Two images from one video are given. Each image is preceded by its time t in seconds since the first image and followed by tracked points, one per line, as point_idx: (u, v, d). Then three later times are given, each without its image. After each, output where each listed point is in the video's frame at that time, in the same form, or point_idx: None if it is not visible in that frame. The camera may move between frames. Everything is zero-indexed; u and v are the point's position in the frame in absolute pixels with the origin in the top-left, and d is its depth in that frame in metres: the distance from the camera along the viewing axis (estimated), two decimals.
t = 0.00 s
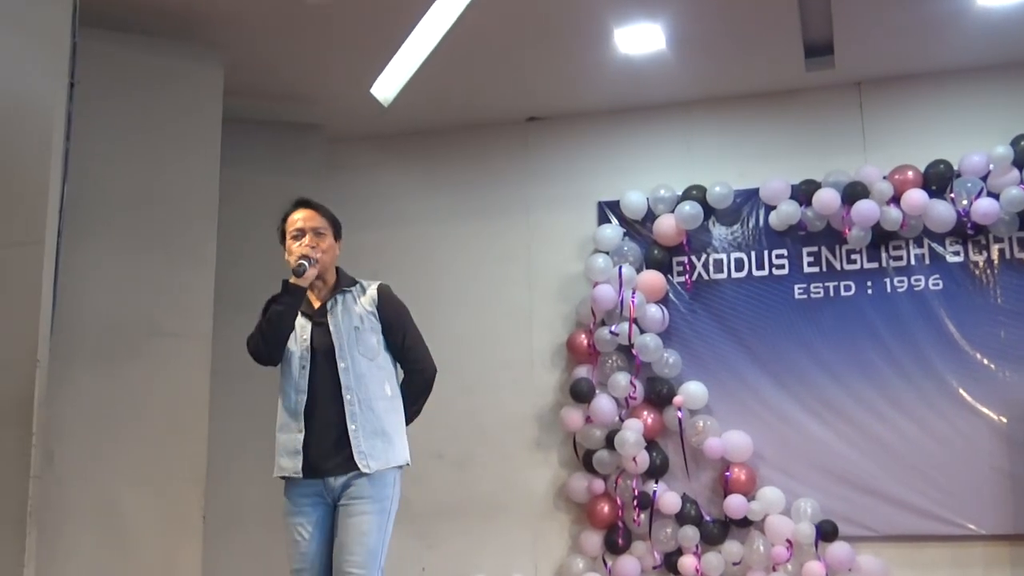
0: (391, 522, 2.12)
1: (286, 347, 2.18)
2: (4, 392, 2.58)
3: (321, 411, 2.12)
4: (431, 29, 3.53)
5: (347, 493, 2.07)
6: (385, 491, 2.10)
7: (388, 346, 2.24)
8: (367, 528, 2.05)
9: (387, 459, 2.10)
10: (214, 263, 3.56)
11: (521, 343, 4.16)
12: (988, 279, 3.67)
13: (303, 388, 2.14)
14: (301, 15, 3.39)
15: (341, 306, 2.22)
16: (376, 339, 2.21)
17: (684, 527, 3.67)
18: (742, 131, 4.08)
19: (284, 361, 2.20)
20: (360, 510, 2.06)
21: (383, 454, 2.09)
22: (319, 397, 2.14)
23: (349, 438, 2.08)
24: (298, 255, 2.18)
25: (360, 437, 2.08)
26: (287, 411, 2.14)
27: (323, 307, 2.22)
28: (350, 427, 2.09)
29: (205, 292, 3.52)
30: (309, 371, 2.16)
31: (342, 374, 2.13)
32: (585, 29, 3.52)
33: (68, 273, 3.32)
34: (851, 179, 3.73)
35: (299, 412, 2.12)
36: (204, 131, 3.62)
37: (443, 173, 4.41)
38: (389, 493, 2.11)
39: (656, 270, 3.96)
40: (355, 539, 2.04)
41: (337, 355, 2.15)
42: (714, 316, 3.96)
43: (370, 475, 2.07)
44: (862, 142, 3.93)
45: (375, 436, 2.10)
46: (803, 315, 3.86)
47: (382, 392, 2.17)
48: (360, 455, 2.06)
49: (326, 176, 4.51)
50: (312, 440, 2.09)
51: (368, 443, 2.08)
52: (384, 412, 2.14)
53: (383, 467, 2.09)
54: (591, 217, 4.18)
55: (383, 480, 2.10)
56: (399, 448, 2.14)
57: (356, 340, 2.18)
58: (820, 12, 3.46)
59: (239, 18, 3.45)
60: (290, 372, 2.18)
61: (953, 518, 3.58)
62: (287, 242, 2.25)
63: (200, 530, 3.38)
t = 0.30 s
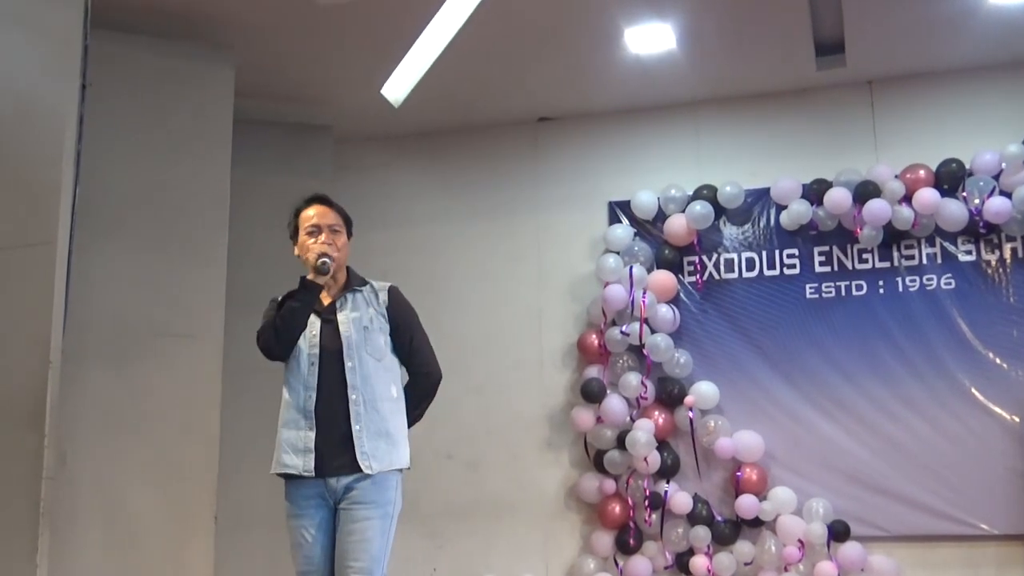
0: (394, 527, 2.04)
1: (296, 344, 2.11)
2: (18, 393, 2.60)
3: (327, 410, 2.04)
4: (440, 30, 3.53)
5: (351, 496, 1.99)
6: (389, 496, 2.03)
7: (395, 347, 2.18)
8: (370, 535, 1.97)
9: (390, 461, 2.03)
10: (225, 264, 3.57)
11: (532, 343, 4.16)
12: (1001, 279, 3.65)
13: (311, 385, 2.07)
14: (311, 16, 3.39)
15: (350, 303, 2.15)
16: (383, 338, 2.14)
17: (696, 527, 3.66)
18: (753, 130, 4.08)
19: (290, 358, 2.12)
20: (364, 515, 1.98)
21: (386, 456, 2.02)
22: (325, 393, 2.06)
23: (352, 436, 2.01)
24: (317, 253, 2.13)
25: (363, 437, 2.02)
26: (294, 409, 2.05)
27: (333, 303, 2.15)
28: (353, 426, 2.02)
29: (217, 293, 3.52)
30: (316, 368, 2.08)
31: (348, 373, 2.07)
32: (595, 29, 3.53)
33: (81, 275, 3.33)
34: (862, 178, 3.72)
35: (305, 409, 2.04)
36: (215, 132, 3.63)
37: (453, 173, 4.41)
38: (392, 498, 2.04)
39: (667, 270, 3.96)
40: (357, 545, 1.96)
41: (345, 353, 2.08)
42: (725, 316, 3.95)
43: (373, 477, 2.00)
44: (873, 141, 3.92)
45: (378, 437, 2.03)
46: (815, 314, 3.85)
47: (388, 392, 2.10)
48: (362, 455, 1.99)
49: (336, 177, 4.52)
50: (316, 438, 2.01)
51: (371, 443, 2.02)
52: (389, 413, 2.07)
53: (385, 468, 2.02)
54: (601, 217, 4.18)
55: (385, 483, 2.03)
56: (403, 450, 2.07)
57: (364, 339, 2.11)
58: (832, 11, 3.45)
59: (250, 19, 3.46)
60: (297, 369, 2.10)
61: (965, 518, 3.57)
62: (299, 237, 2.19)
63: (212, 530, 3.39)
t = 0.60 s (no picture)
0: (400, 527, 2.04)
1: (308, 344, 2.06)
2: (25, 393, 2.61)
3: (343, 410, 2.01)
4: (444, 30, 3.53)
5: (360, 498, 1.98)
6: (397, 497, 2.02)
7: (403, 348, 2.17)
8: (380, 536, 1.97)
9: (401, 463, 2.01)
10: (230, 264, 3.57)
11: (538, 343, 4.16)
12: (1008, 279, 3.64)
13: (324, 384, 2.03)
14: (316, 16, 3.39)
15: (362, 303, 2.13)
16: (394, 339, 2.13)
17: (702, 527, 3.66)
18: (758, 130, 4.07)
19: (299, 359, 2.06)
20: (375, 517, 1.97)
21: (397, 458, 2.01)
22: (338, 391, 2.03)
23: (366, 435, 1.99)
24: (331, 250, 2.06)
25: (376, 437, 1.99)
26: (306, 407, 2.02)
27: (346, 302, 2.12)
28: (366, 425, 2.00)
29: (222, 293, 3.53)
30: (331, 365, 2.04)
31: (362, 373, 2.04)
32: (599, 29, 3.52)
33: (87, 274, 3.34)
34: (868, 178, 3.72)
35: (317, 409, 2.01)
36: (220, 132, 3.64)
37: (459, 173, 4.42)
38: (400, 499, 2.03)
39: (672, 269, 3.96)
40: (367, 547, 1.96)
41: (358, 354, 2.05)
42: (731, 315, 3.95)
43: (383, 479, 1.99)
44: (880, 140, 3.92)
45: (390, 438, 2.01)
46: (820, 314, 3.85)
47: (398, 393, 2.09)
48: (375, 456, 1.97)
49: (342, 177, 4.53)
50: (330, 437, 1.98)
51: (383, 444, 2.00)
52: (399, 414, 2.06)
53: (396, 470, 2.00)
54: (607, 216, 4.18)
55: (394, 485, 2.01)
56: (411, 452, 2.06)
57: (377, 339, 2.09)
58: (837, 10, 3.45)
59: (255, 20, 3.46)
60: (309, 367, 2.06)
61: (970, 517, 3.56)
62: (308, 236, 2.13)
63: (217, 529, 3.40)
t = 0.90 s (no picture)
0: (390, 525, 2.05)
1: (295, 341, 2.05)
2: (26, 393, 2.61)
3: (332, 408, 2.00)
4: (444, 30, 3.53)
5: (351, 497, 1.97)
6: (386, 495, 2.02)
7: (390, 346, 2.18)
8: (372, 536, 1.97)
9: (389, 461, 2.02)
10: (229, 264, 3.57)
11: (537, 343, 4.16)
12: (1007, 279, 3.64)
13: (313, 382, 2.02)
14: (316, 15, 3.39)
15: (349, 301, 2.13)
16: (381, 337, 2.14)
17: (701, 526, 3.66)
18: (758, 130, 4.07)
19: (287, 356, 2.05)
20: (366, 517, 1.97)
21: (385, 457, 2.01)
22: (326, 389, 2.02)
23: (354, 434, 1.99)
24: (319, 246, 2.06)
25: (364, 436, 1.99)
26: (295, 405, 2.00)
27: (334, 300, 2.12)
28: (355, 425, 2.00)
29: (222, 293, 3.53)
30: (317, 363, 2.04)
31: (350, 371, 2.04)
32: (599, 29, 3.52)
33: (87, 274, 3.34)
34: (868, 177, 3.72)
35: (306, 407, 2.00)
36: (220, 132, 3.64)
37: (459, 173, 4.42)
38: (390, 497, 2.03)
39: (672, 269, 3.96)
40: (359, 546, 1.96)
41: (346, 352, 2.05)
42: (731, 315, 3.95)
43: (373, 478, 1.99)
44: (879, 139, 3.92)
45: (378, 437, 2.01)
46: (821, 314, 3.85)
47: (386, 392, 2.09)
48: (364, 454, 1.97)
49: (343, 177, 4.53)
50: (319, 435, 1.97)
51: (371, 443, 2.00)
52: (387, 412, 2.06)
53: (384, 469, 2.00)
54: (607, 216, 4.18)
55: (383, 484, 2.01)
56: (398, 451, 2.06)
57: (365, 337, 2.09)
58: (837, 10, 3.44)
59: (255, 20, 3.46)
60: (296, 364, 2.04)
61: (970, 517, 3.56)
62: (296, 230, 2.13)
63: (217, 530, 3.40)
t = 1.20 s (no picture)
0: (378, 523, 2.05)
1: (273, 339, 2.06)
2: (25, 393, 2.61)
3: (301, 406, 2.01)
4: (444, 29, 3.53)
5: (336, 497, 1.97)
6: (373, 494, 2.03)
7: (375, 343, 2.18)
8: (360, 535, 1.98)
9: (370, 460, 2.02)
10: (228, 263, 3.57)
11: (536, 342, 4.16)
12: (1006, 278, 3.64)
13: (288, 379, 2.02)
14: (315, 14, 3.39)
15: (330, 298, 2.13)
16: (364, 334, 2.13)
17: (699, 525, 3.66)
18: (758, 129, 4.07)
19: (266, 354, 2.06)
20: (352, 516, 1.98)
21: (366, 455, 2.01)
22: (302, 387, 2.02)
23: (333, 434, 1.99)
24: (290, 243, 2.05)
25: (344, 435, 1.99)
26: (270, 402, 2.01)
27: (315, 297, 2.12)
28: (335, 424, 2.00)
29: (221, 293, 3.53)
30: (295, 361, 2.04)
31: (329, 369, 2.04)
32: (600, 28, 3.52)
33: (87, 273, 3.34)
34: (867, 177, 3.72)
35: (281, 405, 2.00)
36: (219, 132, 3.64)
37: (458, 172, 4.42)
38: (375, 496, 2.04)
39: (671, 268, 3.97)
40: (348, 546, 1.97)
41: (325, 350, 2.05)
42: (730, 315, 3.96)
43: (356, 476, 1.99)
44: (878, 139, 3.92)
45: (359, 436, 2.02)
46: (820, 314, 3.84)
47: (368, 389, 2.09)
48: (343, 453, 1.97)
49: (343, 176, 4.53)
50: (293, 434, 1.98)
51: (351, 441, 2.00)
52: (369, 410, 2.06)
53: (366, 467, 2.00)
54: (606, 215, 4.18)
55: (367, 483, 2.02)
56: (382, 449, 2.06)
57: (346, 334, 2.09)
58: (837, 10, 3.44)
59: (255, 19, 3.46)
60: (274, 362, 2.05)
61: (969, 517, 3.56)
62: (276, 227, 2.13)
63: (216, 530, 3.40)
